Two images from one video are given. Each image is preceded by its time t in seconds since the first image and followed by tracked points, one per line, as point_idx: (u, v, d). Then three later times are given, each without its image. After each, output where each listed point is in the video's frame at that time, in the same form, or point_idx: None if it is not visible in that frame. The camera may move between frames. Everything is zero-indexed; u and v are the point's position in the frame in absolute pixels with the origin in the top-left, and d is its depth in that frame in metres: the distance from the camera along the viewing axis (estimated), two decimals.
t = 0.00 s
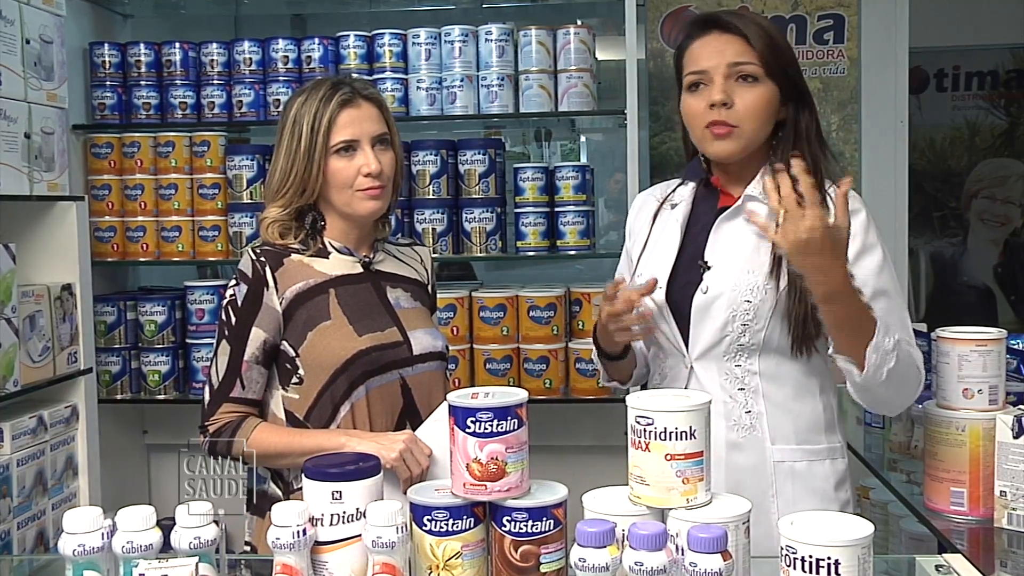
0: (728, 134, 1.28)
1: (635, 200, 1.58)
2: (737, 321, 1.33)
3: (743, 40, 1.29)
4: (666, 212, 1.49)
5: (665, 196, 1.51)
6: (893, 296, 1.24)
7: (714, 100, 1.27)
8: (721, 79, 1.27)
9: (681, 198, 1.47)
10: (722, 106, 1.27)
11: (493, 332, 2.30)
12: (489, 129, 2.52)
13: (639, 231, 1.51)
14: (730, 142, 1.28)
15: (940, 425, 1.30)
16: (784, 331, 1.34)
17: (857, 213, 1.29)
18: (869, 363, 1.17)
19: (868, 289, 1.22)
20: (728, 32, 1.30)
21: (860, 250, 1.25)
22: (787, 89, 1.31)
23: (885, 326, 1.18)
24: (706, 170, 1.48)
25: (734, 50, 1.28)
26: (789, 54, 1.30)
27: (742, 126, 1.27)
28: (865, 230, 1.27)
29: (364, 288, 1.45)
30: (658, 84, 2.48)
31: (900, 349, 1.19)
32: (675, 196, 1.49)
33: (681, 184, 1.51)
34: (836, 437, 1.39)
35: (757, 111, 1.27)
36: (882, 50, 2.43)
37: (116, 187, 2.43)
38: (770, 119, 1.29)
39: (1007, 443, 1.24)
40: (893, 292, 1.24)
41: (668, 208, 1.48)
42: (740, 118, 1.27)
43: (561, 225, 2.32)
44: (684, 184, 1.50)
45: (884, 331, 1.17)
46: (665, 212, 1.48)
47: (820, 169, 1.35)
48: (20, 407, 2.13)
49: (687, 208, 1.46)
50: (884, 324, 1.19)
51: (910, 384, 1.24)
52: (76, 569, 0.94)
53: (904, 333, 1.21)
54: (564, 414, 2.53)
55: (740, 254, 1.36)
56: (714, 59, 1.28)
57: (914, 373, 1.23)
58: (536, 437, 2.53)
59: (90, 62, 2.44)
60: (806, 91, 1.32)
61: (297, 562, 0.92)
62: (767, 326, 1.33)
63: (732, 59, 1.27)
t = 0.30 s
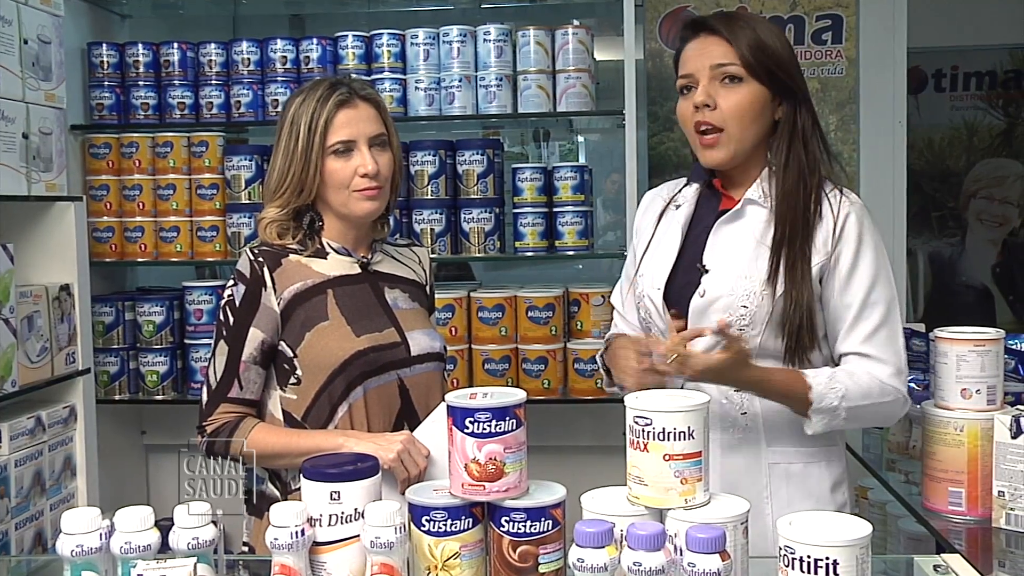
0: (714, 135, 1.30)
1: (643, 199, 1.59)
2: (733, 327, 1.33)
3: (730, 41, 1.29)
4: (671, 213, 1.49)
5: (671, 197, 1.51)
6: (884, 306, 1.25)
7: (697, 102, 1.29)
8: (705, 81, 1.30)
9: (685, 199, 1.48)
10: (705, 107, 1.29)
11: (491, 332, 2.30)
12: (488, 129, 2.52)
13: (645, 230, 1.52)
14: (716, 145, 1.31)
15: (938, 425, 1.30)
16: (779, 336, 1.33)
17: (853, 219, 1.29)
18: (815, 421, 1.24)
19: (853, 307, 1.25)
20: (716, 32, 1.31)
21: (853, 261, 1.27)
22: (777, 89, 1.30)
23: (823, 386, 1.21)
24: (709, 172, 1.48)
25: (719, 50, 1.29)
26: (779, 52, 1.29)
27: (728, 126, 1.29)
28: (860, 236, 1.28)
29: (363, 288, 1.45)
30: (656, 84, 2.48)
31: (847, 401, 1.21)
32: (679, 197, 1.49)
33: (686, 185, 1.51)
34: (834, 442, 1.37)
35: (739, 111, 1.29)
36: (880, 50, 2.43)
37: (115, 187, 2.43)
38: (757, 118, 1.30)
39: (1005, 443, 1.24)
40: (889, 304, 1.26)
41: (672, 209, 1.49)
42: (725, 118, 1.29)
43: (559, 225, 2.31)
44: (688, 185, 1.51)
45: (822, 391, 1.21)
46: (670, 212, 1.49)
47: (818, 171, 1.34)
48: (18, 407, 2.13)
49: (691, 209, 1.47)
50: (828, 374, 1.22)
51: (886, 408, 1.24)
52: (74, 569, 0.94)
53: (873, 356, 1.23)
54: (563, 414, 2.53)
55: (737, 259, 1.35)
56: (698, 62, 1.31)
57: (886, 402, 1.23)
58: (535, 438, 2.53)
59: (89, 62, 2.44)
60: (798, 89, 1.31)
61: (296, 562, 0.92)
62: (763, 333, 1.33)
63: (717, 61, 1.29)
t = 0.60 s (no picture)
0: (736, 136, 1.28)
1: (644, 201, 1.59)
2: (732, 326, 1.33)
3: (750, 42, 1.29)
4: (671, 214, 1.49)
5: (671, 198, 1.51)
6: (887, 304, 1.25)
7: (722, 101, 1.27)
8: (728, 81, 1.28)
9: (684, 200, 1.48)
10: (730, 107, 1.27)
11: (491, 332, 2.30)
12: (487, 129, 2.52)
13: (645, 231, 1.52)
14: (736, 142, 1.29)
15: (938, 425, 1.30)
16: (779, 335, 1.33)
17: (852, 218, 1.29)
18: (825, 421, 1.22)
19: (858, 304, 1.25)
20: (736, 32, 1.30)
21: (854, 259, 1.27)
22: (792, 92, 1.31)
23: (829, 384, 1.21)
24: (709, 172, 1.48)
25: (742, 51, 1.28)
26: (794, 57, 1.29)
27: (749, 128, 1.28)
28: (860, 235, 1.28)
29: (362, 288, 1.45)
30: (656, 84, 2.48)
31: (856, 398, 1.21)
32: (678, 197, 1.49)
33: (685, 186, 1.50)
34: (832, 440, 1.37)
35: (762, 113, 1.28)
36: (880, 50, 2.44)
37: (114, 187, 2.43)
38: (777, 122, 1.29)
39: (1005, 443, 1.24)
40: (893, 301, 1.26)
41: (671, 210, 1.49)
42: (747, 119, 1.28)
43: (559, 225, 2.32)
44: (689, 185, 1.50)
45: (829, 389, 1.21)
46: (670, 213, 1.49)
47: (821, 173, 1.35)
48: (18, 407, 2.13)
49: (690, 210, 1.47)
50: (834, 373, 1.22)
51: (894, 404, 1.24)
52: (73, 569, 0.94)
53: (878, 352, 1.23)
54: (563, 414, 2.53)
55: (737, 257, 1.35)
56: (723, 61, 1.28)
57: (894, 397, 1.23)
58: (535, 438, 2.53)
59: (88, 62, 2.44)
60: (809, 94, 1.32)
61: (295, 561, 0.92)
62: (762, 330, 1.32)
63: (740, 61, 1.28)
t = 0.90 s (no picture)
0: (726, 139, 1.29)
1: (642, 200, 1.59)
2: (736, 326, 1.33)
3: (744, 42, 1.28)
4: (670, 215, 1.49)
5: (671, 198, 1.51)
6: (891, 302, 1.25)
7: (711, 103, 1.28)
8: (719, 82, 1.28)
9: (684, 200, 1.48)
10: (720, 109, 1.28)
11: (490, 332, 2.30)
12: (487, 129, 2.51)
13: (644, 230, 1.52)
14: (727, 146, 1.30)
15: (937, 425, 1.30)
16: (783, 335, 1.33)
17: (856, 217, 1.30)
18: (839, 404, 1.19)
19: (861, 301, 1.25)
20: (728, 31, 1.30)
21: (857, 258, 1.27)
22: (787, 92, 1.30)
23: (848, 363, 1.19)
24: (709, 172, 1.48)
25: (733, 52, 1.28)
26: (790, 57, 1.29)
27: (739, 129, 1.28)
28: (864, 235, 1.28)
29: (360, 288, 1.45)
30: (655, 84, 2.48)
31: (870, 382, 1.19)
32: (679, 197, 1.49)
33: (685, 186, 1.50)
34: (834, 439, 1.38)
35: (753, 115, 1.28)
36: (879, 50, 2.44)
37: (113, 188, 2.43)
38: (768, 122, 1.29)
39: (1003, 443, 1.24)
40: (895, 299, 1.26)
41: (671, 209, 1.49)
42: (736, 121, 1.28)
43: (558, 225, 2.32)
44: (688, 186, 1.50)
45: (846, 369, 1.19)
46: (669, 213, 1.49)
47: (823, 175, 1.35)
48: (16, 407, 2.13)
49: (691, 210, 1.47)
50: (848, 359, 1.20)
51: (901, 399, 1.23)
52: (72, 570, 0.94)
53: (885, 347, 1.23)
54: (561, 414, 2.53)
55: (742, 255, 1.36)
56: (714, 62, 1.28)
57: (901, 390, 1.22)
58: (534, 438, 2.53)
59: (87, 62, 2.44)
60: (808, 95, 1.32)
61: (294, 562, 0.92)
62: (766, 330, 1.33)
63: (732, 62, 1.28)
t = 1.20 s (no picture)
0: (726, 138, 1.29)
1: (642, 202, 1.59)
2: (740, 330, 1.32)
3: (742, 39, 1.29)
4: (671, 217, 1.49)
5: (672, 200, 1.51)
6: (887, 306, 1.26)
7: (712, 100, 1.27)
8: (719, 79, 1.28)
9: (685, 203, 1.48)
10: (719, 107, 1.27)
11: (490, 332, 2.30)
12: (486, 129, 2.51)
13: (645, 234, 1.52)
14: (726, 144, 1.29)
15: (937, 425, 1.30)
16: (785, 340, 1.33)
17: (856, 219, 1.30)
18: (822, 418, 1.23)
19: (859, 306, 1.26)
20: (728, 29, 1.30)
21: (856, 262, 1.28)
22: (786, 92, 1.30)
23: (829, 380, 1.21)
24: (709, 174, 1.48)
25: (732, 49, 1.28)
26: (789, 55, 1.29)
27: (739, 127, 1.28)
28: (863, 238, 1.29)
29: (359, 287, 1.45)
30: (655, 84, 2.48)
31: (854, 396, 1.21)
32: (679, 200, 1.49)
33: (685, 189, 1.50)
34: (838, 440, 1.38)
35: (752, 112, 1.27)
36: (878, 50, 2.44)
37: (113, 188, 2.43)
38: (768, 120, 1.29)
39: (1003, 443, 1.24)
40: (893, 303, 1.27)
41: (671, 212, 1.49)
42: (735, 118, 1.27)
43: (557, 225, 2.32)
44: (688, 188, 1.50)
45: (828, 386, 1.21)
46: (670, 215, 1.49)
47: (822, 176, 1.35)
48: (16, 407, 2.13)
49: (691, 213, 1.46)
50: (833, 372, 1.23)
51: (892, 405, 1.25)
52: (72, 570, 0.94)
53: (877, 355, 1.25)
54: (561, 414, 2.53)
55: (742, 260, 1.34)
56: (712, 59, 1.29)
57: (890, 399, 1.24)
58: (534, 438, 2.53)
59: (87, 62, 2.44)
60: (806, 95, 1.32)
61: (294, 562, 0.92)
62: (769, 335, 1.32)
63: (731, 60, 1.28)
